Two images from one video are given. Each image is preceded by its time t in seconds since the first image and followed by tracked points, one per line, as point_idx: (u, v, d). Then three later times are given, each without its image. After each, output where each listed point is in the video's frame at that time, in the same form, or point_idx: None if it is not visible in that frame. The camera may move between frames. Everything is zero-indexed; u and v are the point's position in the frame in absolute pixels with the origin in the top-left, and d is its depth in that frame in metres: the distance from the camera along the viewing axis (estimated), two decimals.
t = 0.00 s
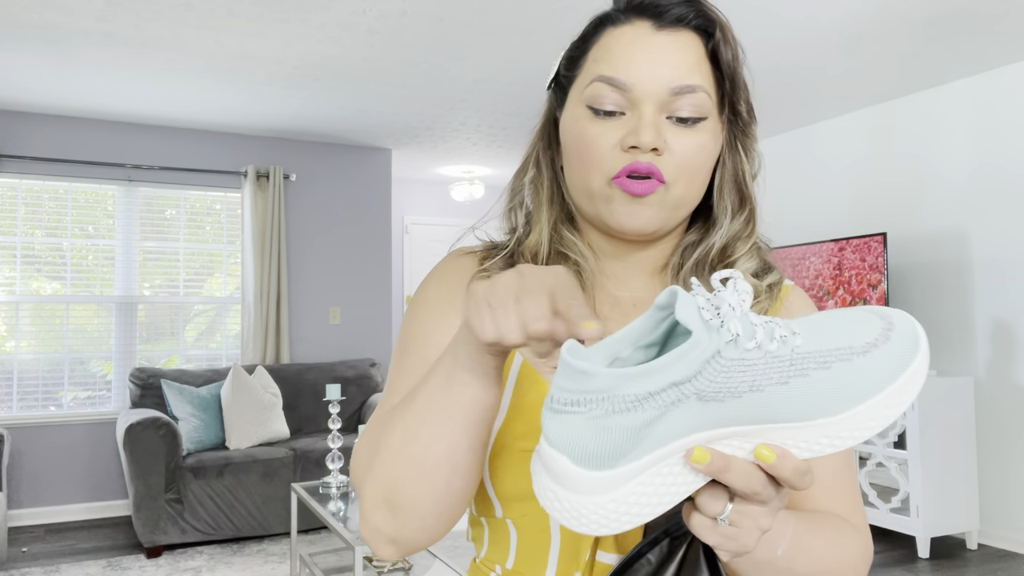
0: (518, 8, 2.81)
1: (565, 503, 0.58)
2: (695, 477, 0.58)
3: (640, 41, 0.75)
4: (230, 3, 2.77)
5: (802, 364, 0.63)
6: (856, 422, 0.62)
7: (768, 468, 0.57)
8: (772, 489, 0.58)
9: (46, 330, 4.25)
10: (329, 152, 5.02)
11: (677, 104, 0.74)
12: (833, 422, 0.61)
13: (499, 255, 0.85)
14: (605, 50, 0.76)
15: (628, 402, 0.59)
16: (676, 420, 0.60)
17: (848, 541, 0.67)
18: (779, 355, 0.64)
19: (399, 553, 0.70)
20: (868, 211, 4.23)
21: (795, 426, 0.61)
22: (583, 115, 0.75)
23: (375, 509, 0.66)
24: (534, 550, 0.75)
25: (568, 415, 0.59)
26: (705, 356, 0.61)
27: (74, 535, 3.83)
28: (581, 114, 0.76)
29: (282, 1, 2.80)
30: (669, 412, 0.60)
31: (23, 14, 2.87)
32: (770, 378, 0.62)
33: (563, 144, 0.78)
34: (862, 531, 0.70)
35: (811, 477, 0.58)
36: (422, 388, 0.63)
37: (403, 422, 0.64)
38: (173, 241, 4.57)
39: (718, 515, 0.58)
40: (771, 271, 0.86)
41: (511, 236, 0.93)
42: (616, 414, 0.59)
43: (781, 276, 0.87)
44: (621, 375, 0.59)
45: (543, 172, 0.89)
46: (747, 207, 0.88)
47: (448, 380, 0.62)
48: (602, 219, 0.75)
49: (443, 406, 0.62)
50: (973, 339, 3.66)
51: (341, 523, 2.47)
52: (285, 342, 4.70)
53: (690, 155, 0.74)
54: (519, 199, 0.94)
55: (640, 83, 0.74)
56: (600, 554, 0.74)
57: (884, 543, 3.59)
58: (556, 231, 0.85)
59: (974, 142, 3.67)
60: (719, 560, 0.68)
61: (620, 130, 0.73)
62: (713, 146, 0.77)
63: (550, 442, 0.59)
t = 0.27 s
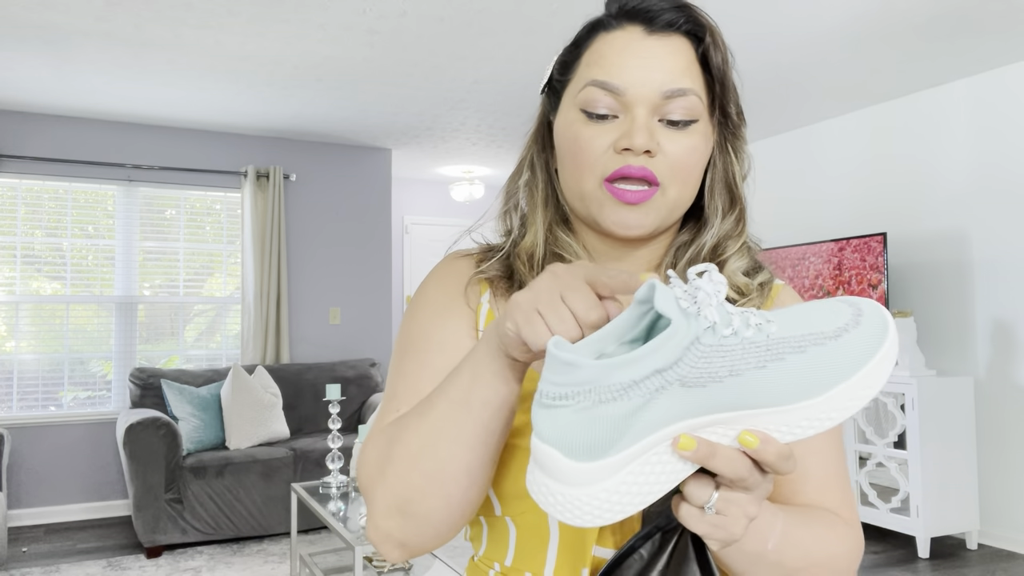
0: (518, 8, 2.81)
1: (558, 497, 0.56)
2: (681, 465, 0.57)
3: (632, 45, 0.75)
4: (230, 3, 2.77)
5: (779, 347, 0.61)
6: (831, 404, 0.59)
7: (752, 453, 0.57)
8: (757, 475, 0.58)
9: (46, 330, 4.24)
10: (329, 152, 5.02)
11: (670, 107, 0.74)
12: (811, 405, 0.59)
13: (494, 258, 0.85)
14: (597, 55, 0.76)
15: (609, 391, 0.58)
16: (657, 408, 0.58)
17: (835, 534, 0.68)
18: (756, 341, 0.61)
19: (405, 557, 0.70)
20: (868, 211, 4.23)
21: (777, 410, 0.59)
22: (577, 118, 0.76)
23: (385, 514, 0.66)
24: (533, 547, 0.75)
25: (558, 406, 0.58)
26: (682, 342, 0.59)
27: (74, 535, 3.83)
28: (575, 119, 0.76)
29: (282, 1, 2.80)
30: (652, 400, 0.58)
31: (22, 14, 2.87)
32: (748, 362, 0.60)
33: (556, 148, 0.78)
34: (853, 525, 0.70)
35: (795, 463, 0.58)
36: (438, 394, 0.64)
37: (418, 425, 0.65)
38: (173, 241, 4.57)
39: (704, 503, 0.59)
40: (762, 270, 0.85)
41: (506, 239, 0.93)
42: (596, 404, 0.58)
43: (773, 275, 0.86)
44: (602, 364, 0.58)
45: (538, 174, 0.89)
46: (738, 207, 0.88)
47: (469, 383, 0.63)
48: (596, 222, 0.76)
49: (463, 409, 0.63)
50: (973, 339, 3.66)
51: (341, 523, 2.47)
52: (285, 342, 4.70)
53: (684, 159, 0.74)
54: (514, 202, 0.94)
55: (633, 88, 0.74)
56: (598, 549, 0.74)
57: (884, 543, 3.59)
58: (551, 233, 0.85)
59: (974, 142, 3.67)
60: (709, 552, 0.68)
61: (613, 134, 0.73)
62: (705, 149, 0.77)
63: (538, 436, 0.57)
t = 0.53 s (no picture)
0: (517, 8, 2.81)
1: (581, 475, 0.60)
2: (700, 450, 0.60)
3: (635, 50, 0.75)
4: (230, 3, 2.77)
5: (806, 343, 0.65)
6: (847, 401, 0.64)
7: (770, 443, 0.59)
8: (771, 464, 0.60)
9: (46, 330, 4.24)
10: (329, 153, 5.02)
11: (671, 111, 0.75)
12: (828, 401, 0.63)
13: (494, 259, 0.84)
14: (600, 59, 0.76)
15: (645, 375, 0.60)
16: (685, 394, 0.61)
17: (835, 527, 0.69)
18: (784, 334, 0.65)
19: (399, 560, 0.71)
20: (869, 211, 4.23)
21: (797, 403, 0.63)
22: (580, 120, 0.75)
23: (376, 524, 0.67)
24: (533, 542, 0.76)
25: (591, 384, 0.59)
26: (720, 330, 0.63)
27: (74, 535, 3.83)
28: (577, 120, 0.76)
29: (282, 1, 2.80)
30: (682, 386, 0.61)
31: (23, 14, 2.88)
32: (776, 355, 0.63)
33: (558, 150, 0.78)
34: (847, 520, 0.72)
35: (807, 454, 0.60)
36: (426, 423, 0.63)
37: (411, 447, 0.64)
38: (173, 241, 4.57)
39: (717, 491, 0.60)
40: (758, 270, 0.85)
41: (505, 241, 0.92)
42: (631, 386, 0.60)
43: (769, 277, 0.87)
44: (641, 348, 0.60)
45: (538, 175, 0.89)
46: (735, 209, 0.88)
47: (454, 419, 0.61)
48: (597, 222, 0.76)
49: (450, 440, 0.62)
50: (973, 339, 3.66)
51: (342, 523, 2.47)
52: (285, 342, 4.70)
53: (683, 162, 0.75)
54: (513, 204, 0.94)
55: (635, 92, 0.74)
56: (597, 542, 0.77)
57: (885, 543, 3.59)
58: (551, 233, 0.84)
59: (974, 142, 3.67)
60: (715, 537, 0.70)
61: (616, 135, 0.73)
62: (704, 152, 0.77)
63: (568, 412, 0.60)
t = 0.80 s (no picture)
0: (517, 8, 2.81)
1: (588, 472, 0.58)
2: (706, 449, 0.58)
3: (642, 56, 0.75)
4: (230, 3, 2.77)
5: (811, 343, 0.63)
6: (851, 400, 0.62)
7: (773, 441, 0.58)
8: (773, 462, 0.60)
9: (46, 330, 4.24)
10: (328, 153, 5.02)
11: (676, 116, 0.74)
12: (830, 399, 0.61)
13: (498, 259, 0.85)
14: (606, 64, 0.76)
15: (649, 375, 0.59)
16: (691, 394, 0.59)
17: (828, 528, 0.70)
18: (788, 335, 0.63)
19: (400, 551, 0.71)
20: (868, 211, 4.23)
21: (804, 402, 0.61)
22: (586, 124, 0.75)
23: (383, 515, 0.67)
24: (529, 536, 0.76)
25: (595, 385, 0.58)
26: (727, 331, 0.61)
27: (74, 535, 3.83)
28: (583, 125, 0.76)
29: (282, 1, 2.80)
30: (689, 385, 0.59)
31: (22, 14, 2.87)
32: (780, 356, 0.61)
33: (563, 154, 0.78)
34: (839, 521, 0.73)
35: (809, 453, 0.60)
36: (446, 414, 0.64)
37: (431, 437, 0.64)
38: (173, 241, 4.57)
39: (719, 487, 0.60)
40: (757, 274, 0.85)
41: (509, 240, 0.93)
42: (635, 386, 0.59)
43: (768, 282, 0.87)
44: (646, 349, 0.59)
45: (542, 176, 0.89)
46: (737, 214, 0.88)
47: (481, 410, 0.63)
48: (602, 224, 0.76)
49: (471, 433, 0.63)
50: (973, 339, 3.66)
51: (341, 523, 2.47)
52: (285, 342, 4.70)
53: (688, 167, 0.75)
54: (517, 205, 0.94)
55: (642, 97, 0.74)
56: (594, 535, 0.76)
57: (884, 543, 3.59)
58: (554, 234, 0.85)
59: (974, 141, 3.67)
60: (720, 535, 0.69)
61: (622, 140, 0.73)
62: (708, 158, 0.77)
63: (573, 412, 0.58)
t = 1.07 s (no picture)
0: (517, 8, 2.81)
1: (610, 454, 0.60)
2: (726, 437, 0.62)
3: (649, 60, 0.75)
4: (229, 3, 2.77)
5: (830, 340, 0.69)
6: (867, 395, 0.68)
7: (791, 433, 0.62)
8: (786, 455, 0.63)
9: (46, 330, 4.25)
10: (328, 153, 5.02)
11: (679, 121, 0.75)
12: (846, 395, 0.67)
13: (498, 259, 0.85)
14: (611, 67, 0.76)
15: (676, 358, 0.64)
16: (717, 379, 0.64)
17: (829, 525, 0.72)
18: (810, 328, 0.69)
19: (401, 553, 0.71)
20: (868, 211, 4.23)
21: (815, 396, 0.66)
22: (591, 126, 0.75)
23: (378, 517, 0.67)
24: (530, 534, 0.76)
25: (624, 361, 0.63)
26: (751, 320, 0.67)
27: (74, 535, 3.83)
28: (588, 126, 0.76)
29: (282, 1, 2.80)
30: (713, 369, 0.64)
31: (22, 14, 2.88)
32: (802, 348, 0.67)
33: (567, 154, 0.78)
34: (836, 518, 0.75)
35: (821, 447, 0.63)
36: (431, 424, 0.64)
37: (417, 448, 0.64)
38: (173, 241, 4.57)
39: (733, 479, 0.64)
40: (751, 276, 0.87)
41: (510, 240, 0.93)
42: (661, 367, 0.63)
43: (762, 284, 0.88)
44: (675, 331, 0.64)
45: (544, 176, 0.88)
46: (736, 220, 0.90)
47: (461, 421, 0.62)
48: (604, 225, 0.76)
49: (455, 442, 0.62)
50: (973, 339, 3.66)
51: (342, 523, 2.47)
52: (285, 342, 4.70)
53: (690, 169, 0.75)
54: (518, 205, 0.94)
55: (647, 100, 0.74)
56: (594, 532, 0.77)
57: (885, 543, 3.59)
58: (555, 235, 0.85)
59: (974, 141, 3.67)
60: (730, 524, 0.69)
61: (626, 143, 0.73)
62: (710, 161, 0.78)
63: (596, 389, 0.62)
